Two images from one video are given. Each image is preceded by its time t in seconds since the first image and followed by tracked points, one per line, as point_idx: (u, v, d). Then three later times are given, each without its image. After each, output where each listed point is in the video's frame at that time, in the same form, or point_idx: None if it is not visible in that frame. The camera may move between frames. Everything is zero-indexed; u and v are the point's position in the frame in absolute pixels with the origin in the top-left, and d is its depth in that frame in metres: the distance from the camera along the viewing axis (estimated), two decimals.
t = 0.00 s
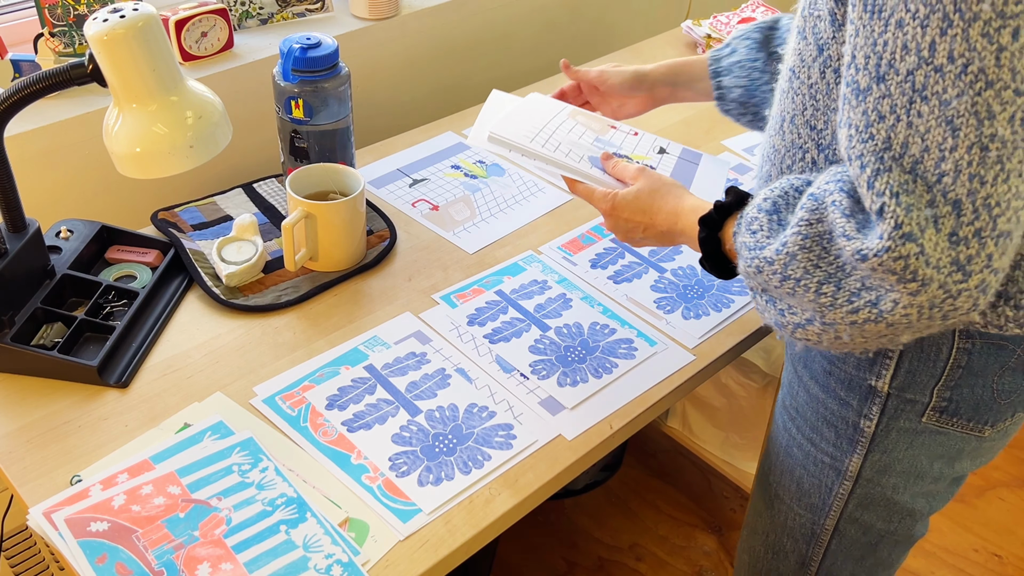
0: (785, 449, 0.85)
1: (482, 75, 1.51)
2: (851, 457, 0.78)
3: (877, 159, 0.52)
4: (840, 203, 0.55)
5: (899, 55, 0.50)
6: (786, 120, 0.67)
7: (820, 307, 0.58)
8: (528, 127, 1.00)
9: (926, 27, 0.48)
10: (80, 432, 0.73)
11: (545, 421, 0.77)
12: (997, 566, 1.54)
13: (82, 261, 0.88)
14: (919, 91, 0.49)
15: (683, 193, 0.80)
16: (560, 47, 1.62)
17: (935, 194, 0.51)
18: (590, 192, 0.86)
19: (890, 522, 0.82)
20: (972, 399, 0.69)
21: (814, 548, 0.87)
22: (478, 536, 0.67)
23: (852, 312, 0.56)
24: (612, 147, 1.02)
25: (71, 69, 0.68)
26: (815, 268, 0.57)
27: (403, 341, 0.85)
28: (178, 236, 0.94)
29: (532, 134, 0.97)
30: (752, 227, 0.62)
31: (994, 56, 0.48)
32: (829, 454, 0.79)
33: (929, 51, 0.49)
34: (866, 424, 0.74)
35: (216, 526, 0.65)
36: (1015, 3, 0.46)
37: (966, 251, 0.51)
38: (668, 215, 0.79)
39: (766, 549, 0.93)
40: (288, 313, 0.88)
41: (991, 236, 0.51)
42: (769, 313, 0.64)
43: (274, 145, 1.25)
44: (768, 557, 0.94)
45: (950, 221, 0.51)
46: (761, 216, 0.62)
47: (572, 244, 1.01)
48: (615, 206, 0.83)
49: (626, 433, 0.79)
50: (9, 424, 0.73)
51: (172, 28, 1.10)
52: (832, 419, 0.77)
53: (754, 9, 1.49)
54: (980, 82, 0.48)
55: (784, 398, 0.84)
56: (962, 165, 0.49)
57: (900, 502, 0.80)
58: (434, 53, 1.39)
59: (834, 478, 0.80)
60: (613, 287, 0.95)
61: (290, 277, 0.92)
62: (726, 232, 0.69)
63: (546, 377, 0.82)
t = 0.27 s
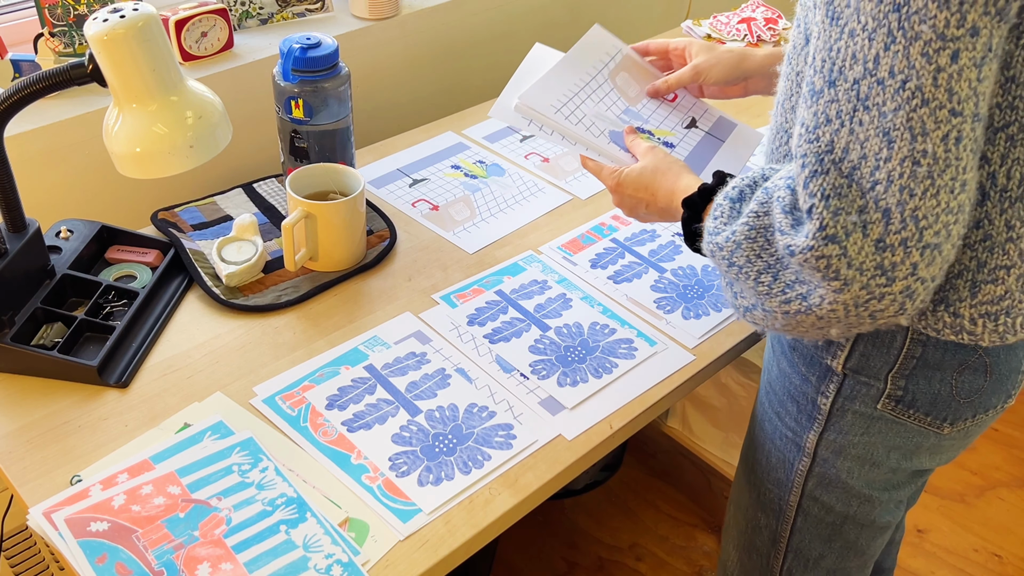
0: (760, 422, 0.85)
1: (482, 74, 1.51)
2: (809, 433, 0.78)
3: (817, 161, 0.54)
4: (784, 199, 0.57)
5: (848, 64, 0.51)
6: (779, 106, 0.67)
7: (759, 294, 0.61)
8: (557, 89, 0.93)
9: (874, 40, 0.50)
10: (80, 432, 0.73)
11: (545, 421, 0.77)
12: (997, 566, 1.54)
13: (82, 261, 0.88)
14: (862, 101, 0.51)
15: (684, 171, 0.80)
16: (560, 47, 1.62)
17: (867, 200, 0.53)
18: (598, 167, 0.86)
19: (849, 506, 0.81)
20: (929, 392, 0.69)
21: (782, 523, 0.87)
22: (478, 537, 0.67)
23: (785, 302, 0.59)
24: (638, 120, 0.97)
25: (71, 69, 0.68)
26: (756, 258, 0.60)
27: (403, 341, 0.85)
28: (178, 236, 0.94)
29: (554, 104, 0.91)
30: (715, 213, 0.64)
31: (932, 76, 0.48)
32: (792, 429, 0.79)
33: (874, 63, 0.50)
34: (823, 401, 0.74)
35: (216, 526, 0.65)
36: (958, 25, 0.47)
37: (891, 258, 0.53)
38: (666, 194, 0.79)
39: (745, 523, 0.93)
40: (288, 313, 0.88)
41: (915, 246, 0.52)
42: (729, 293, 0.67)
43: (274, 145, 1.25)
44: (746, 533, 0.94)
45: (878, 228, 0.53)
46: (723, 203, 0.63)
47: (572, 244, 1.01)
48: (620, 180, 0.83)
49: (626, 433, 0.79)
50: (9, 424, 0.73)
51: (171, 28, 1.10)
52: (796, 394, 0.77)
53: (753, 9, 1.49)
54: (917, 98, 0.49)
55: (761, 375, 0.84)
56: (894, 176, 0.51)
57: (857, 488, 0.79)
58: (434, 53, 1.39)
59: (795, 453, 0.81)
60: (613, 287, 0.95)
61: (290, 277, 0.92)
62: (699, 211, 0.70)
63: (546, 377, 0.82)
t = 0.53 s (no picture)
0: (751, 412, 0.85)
1: (482, 74, 1.51)
2: (792, 423, 0.78)
3: (795, 155, 0.54)
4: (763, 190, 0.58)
5: (832, 61, 0.52)
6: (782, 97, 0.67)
7: (736, 281, 0.62)
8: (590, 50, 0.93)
9: (857, 39, 0.50)
10: (80, 432, 0.73)
11: (545, 421, 0.77)
12: (997, 566, 1.54)
13: (82, 261, 0.88)
14: (842, 99, 0.51)
15: (693, 155, 0.81)
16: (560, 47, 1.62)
17: (841, 198, 0.53)
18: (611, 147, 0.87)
19: (833, 499, 0.81)
20: (911, 388, 0.69)
21: (771, 514, 0.87)
22: (478, 536, 0.67)
23: (758, 291, 0.61)
24: (663, 96, 0.98)
25: (71, 69, 0.68)
26: (734, 246, 0.61)
27: (403, 341, 0.85)
28: (178, 236, 0.94)
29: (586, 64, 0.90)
30: (705, 200, 0.65)
31: (910, 80, 0.49)
32: (778, 418, 0.80)
33: (856, 63, 0.50)
34: (806, 391, 0.74)
35: (217, 526, 0.65)
36: (938, 31, 0.47)
37: (860, 255, 0.54)
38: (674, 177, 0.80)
39: (739, 514, 0.93)
40: (288, 313, 0.88)
41: (884, 246, 0.53)
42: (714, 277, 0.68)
43: (274, 145, 1.25)
44: (739, 523, 0.94)
45: (850, 225, 0.53)
46: (715, 190, 0.65)
47: (572, 244, 1.01)
48: (631, 160, 0.84)
49: (627, 433, 0.79)
50: (9, 424, 0.73)
51: (172, 28, 1.10)
52: (781, 383, 0.77)
53: (753, 10, 1.49)
54: (895, 101, 0.49)
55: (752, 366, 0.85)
56: (869, 175, 0.51)
57: (841, 481, 0.79)
58: (434, 53, 1.39)
59: (780, 443, 0.81)
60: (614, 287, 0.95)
61: (290, 277, 0.92)
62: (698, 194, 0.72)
63: (546, 377, 0.82)
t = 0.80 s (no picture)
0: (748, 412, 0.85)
1: (482, 74, 1.51)
2: (790, 422, 0.78)
3: (794, 151, 0.54)
4: (762, 184, 0.58)
5: (835, 58, 0.52)
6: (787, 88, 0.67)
7: (732, 272, 0.63)
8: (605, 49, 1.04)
9: (861, 37, 0.50)
10: (80, 432, 0.73)
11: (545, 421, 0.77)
12: (997, 566, 1.54)
13: (82, 261, 0.88)
14: (843, 96, 0.51)
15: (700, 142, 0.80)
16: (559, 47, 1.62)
17: (838, 195, 0.53)
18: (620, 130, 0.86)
19: (832, 498, 0.81)
20: (908, 386, 0.69)
21: (769, 513, 0.87)
22: (478, 537, 0.67)
23: (753, 282, 0.61)
24: (677, 91, 1.08)
25: (71, 69, 0.68)
26: (731, 237, 0.62)
27: (402, 341, 0.85)
28: (178, 236, 0.94)
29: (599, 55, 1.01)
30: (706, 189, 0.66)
31: (912, 79, 0.49)
32: (776, 417, 0.80)
33: (858, 61, 0.50)
34: (804, 390, 0.74)
35: (217, 526, 0.65)
36: (942, 31, 0.47)
37: (854, 253, 0.54)
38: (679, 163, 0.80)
39: (738, 513, 0.93)
40: (288, 313, 0.88)
41: (879, 245, 0.53)
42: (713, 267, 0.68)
43: (274, 144, 1.25)
44: (738, 522, 0.94)
45: (845, 223, 0.54)
46: (715, 179, 0.65)
47: (572, 244, 1.01)
48: (638, 143, 0.83)
49: (626, 434, 0.79)
50: (9, 424, 0.73)
51: (172, 28, 1.10)
52: (778, 382, 0.77)
53: (753, 10, 1.49)
54: (896, 100, 0.49)
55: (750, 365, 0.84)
56: (866, 173, 0.52)
57: (839, 481, 0.79)
58: (434, 53, 1.39)
59: (778, 441, 0.81)
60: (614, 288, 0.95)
61: (290, 277, 0.92)
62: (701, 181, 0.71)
63: (546, 376, 0.82)
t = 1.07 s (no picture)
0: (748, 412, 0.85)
1: (482, 74, 1.51)
2: (790, 422, 0.78)
3: (798, 153, 0.55)
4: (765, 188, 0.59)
5: (838, 60, 0.52)
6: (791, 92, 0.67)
7: (737, 276, 0.63)
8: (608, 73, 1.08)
9: (864, 39, 0.50)
10: (80, 432, 0.73)
11: (545, 421, 0.77)
12: (996, 566, 1.54)
13: (82, 261, 0.88)
14: (847, 98, 0.52)
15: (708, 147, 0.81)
16: (560, 47, 1.62)
17: (842, 198, 0.54)
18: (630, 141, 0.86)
19: (832, 498, 0.81)
20: (908, 386, 0.69)
21: (769, 513, 0.87)
22: (478, 536, 0.67)
23: (757, 287, 0.61)
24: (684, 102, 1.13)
25: (71, 69, 0.68)
26: (736, 241, 0.62)
27: (402, 341, 0.85)
28: (178, 236, 0.94)
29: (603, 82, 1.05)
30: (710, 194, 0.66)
31: (916, 81, 0.49)
32: (776, 417, 0.80)
33: (862, 62, 0.50)
34: (804, 390, 0.75)
35: (217, 526, 0.65)
36: (946, 32, 0.47)
37: (859, 257, 0.54)
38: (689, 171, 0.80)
39: (738, 513, 0.93)
40: (288, 313, 0.88)
41: (883, 248, 0.53)
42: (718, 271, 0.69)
43: (274, 144, 1.25)
44: (738, 522, 0.94)
45: (849, 226, 0.54)
46: (719, 184, 0.65)
47: (572, 244, 1.01)
48: (649, 155, 0.83)
49: (626, 434, 0.79)
50: (8, 424, 0.73)
51: (171, 28, 1.10)
52: (778, 382, 0.77)
53: (753, 10, 1.49)
54: (899, 102, 0.49)
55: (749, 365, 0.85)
56: (870, 176, 0.52)
57: (840, 480, 0.79)
58: (435, 53, 1.39)
59: (778, 442, 0.81)
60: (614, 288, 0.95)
61: (290, 277, 0.92)
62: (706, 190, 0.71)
63: (546, 376, 0.82)
